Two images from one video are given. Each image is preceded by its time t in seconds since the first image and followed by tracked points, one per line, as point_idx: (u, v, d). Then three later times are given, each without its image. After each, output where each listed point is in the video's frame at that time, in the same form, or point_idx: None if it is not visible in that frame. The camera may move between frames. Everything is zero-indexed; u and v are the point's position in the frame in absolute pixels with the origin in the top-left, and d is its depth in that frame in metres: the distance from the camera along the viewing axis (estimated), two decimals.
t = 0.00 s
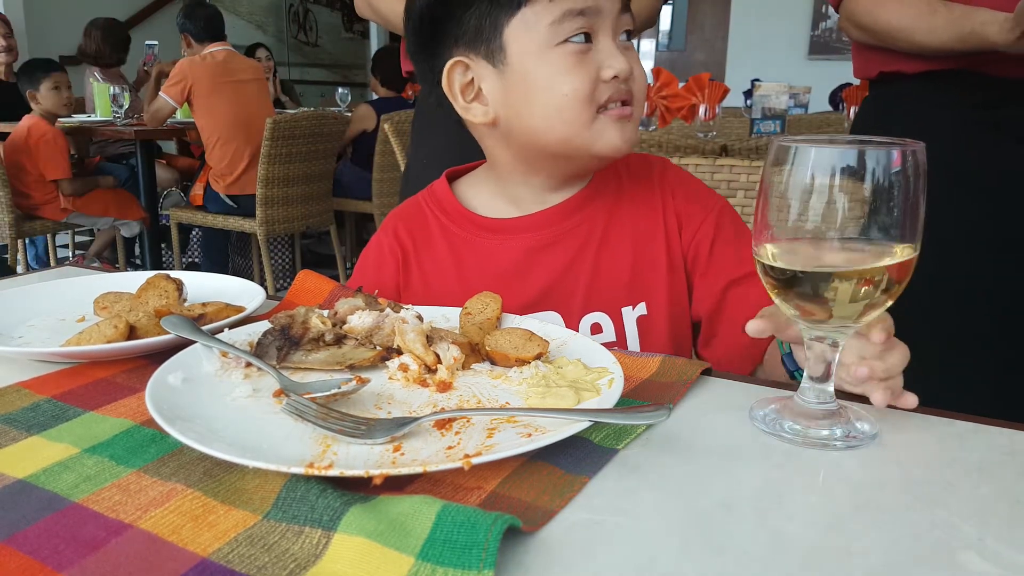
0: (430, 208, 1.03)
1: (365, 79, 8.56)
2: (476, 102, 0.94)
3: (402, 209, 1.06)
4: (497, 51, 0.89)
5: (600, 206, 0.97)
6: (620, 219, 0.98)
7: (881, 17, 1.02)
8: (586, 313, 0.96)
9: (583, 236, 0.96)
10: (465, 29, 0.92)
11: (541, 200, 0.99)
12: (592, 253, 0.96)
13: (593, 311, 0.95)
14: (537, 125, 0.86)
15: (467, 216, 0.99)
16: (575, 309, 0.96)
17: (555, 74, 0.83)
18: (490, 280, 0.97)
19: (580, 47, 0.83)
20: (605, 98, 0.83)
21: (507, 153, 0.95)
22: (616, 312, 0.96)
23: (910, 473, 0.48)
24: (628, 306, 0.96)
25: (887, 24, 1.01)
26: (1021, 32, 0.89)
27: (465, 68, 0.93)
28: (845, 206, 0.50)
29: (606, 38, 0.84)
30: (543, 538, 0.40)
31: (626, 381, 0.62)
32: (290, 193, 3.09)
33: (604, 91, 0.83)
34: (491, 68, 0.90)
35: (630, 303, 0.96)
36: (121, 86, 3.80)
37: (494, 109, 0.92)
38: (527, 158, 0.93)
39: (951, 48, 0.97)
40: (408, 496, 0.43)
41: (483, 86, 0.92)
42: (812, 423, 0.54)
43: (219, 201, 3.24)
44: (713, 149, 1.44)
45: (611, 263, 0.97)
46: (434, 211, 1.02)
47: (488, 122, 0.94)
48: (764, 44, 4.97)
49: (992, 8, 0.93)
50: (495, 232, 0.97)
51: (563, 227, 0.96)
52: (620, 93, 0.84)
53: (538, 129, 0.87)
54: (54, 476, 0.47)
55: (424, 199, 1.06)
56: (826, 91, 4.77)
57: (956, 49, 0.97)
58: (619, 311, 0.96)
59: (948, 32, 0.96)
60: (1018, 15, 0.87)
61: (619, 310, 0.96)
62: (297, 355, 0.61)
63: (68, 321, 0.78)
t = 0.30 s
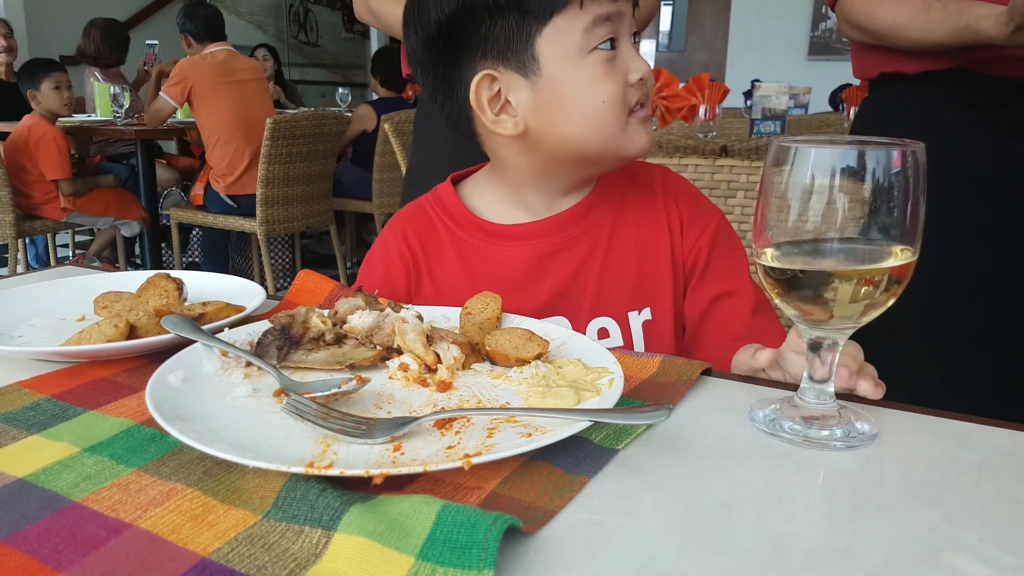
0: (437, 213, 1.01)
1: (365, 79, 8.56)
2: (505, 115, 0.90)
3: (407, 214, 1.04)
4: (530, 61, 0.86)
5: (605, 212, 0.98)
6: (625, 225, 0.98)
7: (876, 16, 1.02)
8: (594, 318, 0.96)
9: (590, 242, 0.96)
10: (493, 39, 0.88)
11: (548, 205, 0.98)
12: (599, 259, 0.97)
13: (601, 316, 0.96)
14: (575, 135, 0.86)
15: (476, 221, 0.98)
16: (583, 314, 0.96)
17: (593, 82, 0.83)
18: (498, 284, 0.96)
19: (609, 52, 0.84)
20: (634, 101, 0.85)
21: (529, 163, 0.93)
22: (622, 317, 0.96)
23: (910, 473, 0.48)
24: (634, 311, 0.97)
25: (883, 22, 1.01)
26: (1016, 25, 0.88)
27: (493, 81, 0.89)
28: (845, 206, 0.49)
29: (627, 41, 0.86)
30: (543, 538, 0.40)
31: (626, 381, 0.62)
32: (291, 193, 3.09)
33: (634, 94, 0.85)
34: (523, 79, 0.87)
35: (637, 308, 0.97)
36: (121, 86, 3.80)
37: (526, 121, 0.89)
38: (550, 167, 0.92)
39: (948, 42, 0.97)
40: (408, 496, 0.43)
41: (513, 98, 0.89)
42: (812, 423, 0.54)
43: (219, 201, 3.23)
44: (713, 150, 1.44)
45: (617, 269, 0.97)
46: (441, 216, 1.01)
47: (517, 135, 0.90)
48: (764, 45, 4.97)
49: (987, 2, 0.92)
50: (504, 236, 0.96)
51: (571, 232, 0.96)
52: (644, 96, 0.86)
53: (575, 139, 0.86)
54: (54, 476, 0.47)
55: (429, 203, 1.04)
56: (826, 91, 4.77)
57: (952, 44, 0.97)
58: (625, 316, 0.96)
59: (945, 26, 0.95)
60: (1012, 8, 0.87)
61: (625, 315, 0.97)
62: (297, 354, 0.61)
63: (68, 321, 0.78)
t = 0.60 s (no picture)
0: (444, 213, 1.00)
1: (365, 79, 8.56)
2: (527, 114, 0.89)
3: (410, 215, 1.02)
4: (549, 56, 0.86)
5: (610, 207, 0.98)
6: (631, 220, 0.98)
7: (877, 18, 1.02)
8: (605, 312, 0.97)
9: (599, 238, 0.96)
10: (511, 37, 0.87)
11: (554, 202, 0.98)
12: (608, 254, 0.97)
13: (613, 310, 0.96)
14: (600, 125, 0.86)
15: (485, 219, 0.97)
16: (595, 310, 0.96)
17: (611, 71, 0.84)
18: (511, 282, 0.95)
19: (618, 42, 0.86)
20: (645, 89, 0.87)
21: (546, 162, 0.92)
22: (633, 311, 0.97)
23: (910, 473, 0.48)
24: (644, 304, 0.97)
25: (883, 24, 1.01)
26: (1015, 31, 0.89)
27: (512, 80, 0.88)
28: (845, 206, 0.49)
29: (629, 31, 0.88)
30: (543, 538, 0.40)
31: (626, 381, 0.62)
32: (291, 193, 3.09)
33: (643, 81, 0.87)
34: (542, 75, 0.87)
35: (647, 301, 0.97)
36: (121, 87, 3.80)
37: (550, 118, 0.88)
38: (564, 162, 0.91)
39: (947, 45, 0.97)
40: (408, 496, 0.43)
41: (534, 95, 0.88)
42: (812, 424, 0.54)
43: (219, 201, 3.23)
44: (713, 149, 1.44)
45: (626, 264, 0.97)
46: (448, 215, 0.99)
47: (539, 133, 0.89)
48: (764, 44, 4.97)
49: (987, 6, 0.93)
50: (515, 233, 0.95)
51: (580, 228, 0.95)
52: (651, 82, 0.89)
53: (600, 130, 0.86)
54: (54, 476, 0.47)
55: (433, 203, 1.02)
56: (826, 91, 4.77)
57: (951, 47, 0.97)
58: (636, 310, 0.97)
59: (945, 29, 0.96)
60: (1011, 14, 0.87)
61: (636, 309, 0.97)
62: (296, 355, 0.61)
63: (68, 321, 0.78)
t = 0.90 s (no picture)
0: (444, 217, 0.99)
1: (365, 79, 8.56)
2: (524, 117, 0.89)
3: (410, 221, 1.01)
4: (543, 58, 0.86)
5: (611, 206, 0.98)
6: (630, 219, 0.98)
7: (881, 15, 1.02)
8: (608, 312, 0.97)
9: (600, 237, 0.96)
10: (503, 41, 0.87)
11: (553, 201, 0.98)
12: (609, 254, 0.97)
13: (615, 310, 0.96)
14: (598, 124, 0.86)
15: (485, 221, 0.96)
16: (598, 310, 0.96)
17: (607, 69, 0.84)
18: (514, 283, 0.95)
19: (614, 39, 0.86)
20: (643, 84, 0.87)
21: (546, 163, 0.92)
22: (636, 310, 0.97)
23: (910, 472, 0.48)
24: (646, 303, 0.97)
25: (887, 21, 1.01)
26: None
27: (507, 83, 0.88)
28: (845, 207, 0.49)
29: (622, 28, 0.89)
30: (543, 538, 0.40)
31: (626, 381, 0.62)
32: (291, 193, 3.09)
33: (641, 76, 0.86)
34: (537, 76, 0.87)
35: (649, 300, 0.97)
36: (121, 87, 3.80)
37: (547, 119, 0.88)
38: (562, 162, 0.92)
39: (953, 43, 0.96)
40: (409, 496, 0.43)
41: (531, 97, 0.88)
42: (813, 424, 0.54)
43: (219, 201, 3.23)
44: (713, 150, 1.44)
45: (627, 263, 0.97)
46: (448, 219, 0.99)
47: (537, 135, 0.89)
48: (764, 44, 4.97)
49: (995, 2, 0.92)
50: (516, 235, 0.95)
51: (581, 227, 0.95)
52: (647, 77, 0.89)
53: (598, 128, 0.86)
54: (54, 477, 0.47)
55: (433, 208, 1.02)
56: (826, 91, 4.77)
57: (958, 44, 0.96)
58: (638, 309, 0.97)
59: (950, 26, 0.95)
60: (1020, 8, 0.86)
61: (638, 307, 0.97)
62: (296, 355, 0.61)
63: (68, 322, 0.78)
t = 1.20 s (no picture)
0: (436, 219, 1.01)
1: (365, 78, 8.56)
2: (478, 127, 0.93)
3: (403, 221, 1.03)
4: (496, 77, 0.88)
5: (605, 212, 0.98)
6: (626, 226, 0.98)
7: (881, 12, 1.02)
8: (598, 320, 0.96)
9: (592, 243, 0.96)
10: (463, 56, 0.91)
11: (547, 204, 0.99)
12: (601, 260, 0.97)
13: (605, 318, 0.96)
14: (547, 147, 0.87)
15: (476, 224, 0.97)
16: (588, 316, 0.96)
17: (559, 94, 0.83)
18: (502, 287, 0.96)
19: (582, 63, 0.82)
20: (610, 112, 0.83)
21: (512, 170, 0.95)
22: (627, 318, 0.96)
23: (910, 473, 0.48)
24: (639, 312, 0.97)
25: (887, 18, 1.01)
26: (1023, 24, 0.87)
27: (464, 94, 0.93)
28: (846, 206, 0.49)
29: (607, 48, 0.83)
30: (543, 538, 0.40)
31: (626, 381, 0.62)
32: (291, 192, 3.09)
33: (610, 104, 0.83)
34: (492, 93, 0.89)
35: (641, 308, 0.97)
36: (121, 86, 3.80)
37: (498, 132, 0.92)
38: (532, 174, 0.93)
39: (953, 40, 0.96)
40: (409, 496, 0.43)
41: (487, 109, 0.91)
42: (813, 424, 0.54)
43: (219, 200, 3.23)
44: (714, 149, 1.44)
45: (620, 270, 0.97)
46: (440, 221, 1.01)
47: (494, 145, 0.93)
48: (764, 44, 4.97)
49: None
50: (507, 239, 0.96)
51: (572, 233, 0.95)
52: (625, 103, 0.84)
53: (547, 151, 0.87)
54: (54, 476, 0.47)
55: (426, 210, 1.03)
56: (825, 91, 4.77)
57: (958, 41, 0.96)
58: (630, 317, 0.96)
59: (950, 23, 0.95)
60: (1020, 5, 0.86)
61: (630, 315, 0.96)
62: (297, 354, 0.61)
63: (68, 321, 0.78)
